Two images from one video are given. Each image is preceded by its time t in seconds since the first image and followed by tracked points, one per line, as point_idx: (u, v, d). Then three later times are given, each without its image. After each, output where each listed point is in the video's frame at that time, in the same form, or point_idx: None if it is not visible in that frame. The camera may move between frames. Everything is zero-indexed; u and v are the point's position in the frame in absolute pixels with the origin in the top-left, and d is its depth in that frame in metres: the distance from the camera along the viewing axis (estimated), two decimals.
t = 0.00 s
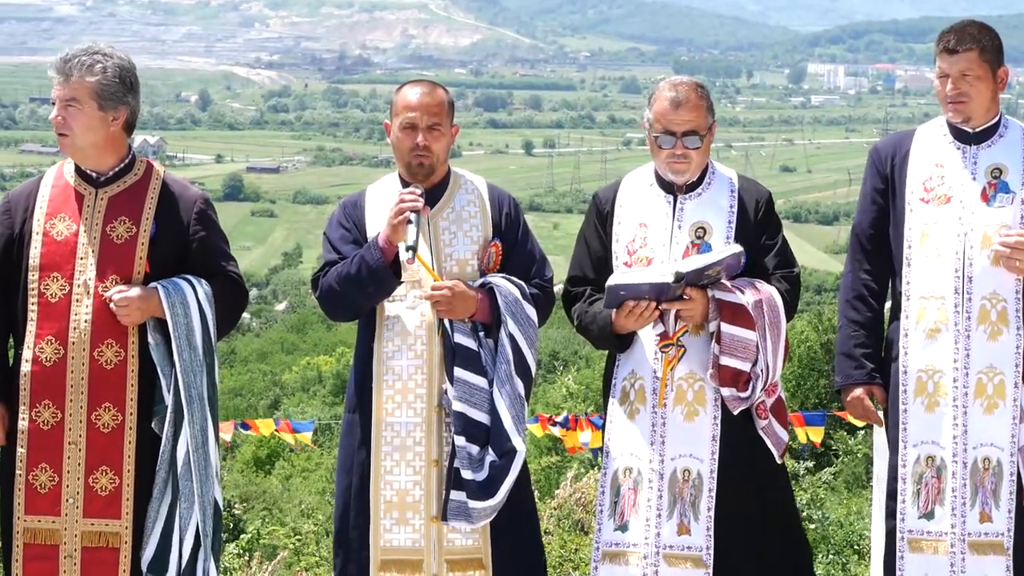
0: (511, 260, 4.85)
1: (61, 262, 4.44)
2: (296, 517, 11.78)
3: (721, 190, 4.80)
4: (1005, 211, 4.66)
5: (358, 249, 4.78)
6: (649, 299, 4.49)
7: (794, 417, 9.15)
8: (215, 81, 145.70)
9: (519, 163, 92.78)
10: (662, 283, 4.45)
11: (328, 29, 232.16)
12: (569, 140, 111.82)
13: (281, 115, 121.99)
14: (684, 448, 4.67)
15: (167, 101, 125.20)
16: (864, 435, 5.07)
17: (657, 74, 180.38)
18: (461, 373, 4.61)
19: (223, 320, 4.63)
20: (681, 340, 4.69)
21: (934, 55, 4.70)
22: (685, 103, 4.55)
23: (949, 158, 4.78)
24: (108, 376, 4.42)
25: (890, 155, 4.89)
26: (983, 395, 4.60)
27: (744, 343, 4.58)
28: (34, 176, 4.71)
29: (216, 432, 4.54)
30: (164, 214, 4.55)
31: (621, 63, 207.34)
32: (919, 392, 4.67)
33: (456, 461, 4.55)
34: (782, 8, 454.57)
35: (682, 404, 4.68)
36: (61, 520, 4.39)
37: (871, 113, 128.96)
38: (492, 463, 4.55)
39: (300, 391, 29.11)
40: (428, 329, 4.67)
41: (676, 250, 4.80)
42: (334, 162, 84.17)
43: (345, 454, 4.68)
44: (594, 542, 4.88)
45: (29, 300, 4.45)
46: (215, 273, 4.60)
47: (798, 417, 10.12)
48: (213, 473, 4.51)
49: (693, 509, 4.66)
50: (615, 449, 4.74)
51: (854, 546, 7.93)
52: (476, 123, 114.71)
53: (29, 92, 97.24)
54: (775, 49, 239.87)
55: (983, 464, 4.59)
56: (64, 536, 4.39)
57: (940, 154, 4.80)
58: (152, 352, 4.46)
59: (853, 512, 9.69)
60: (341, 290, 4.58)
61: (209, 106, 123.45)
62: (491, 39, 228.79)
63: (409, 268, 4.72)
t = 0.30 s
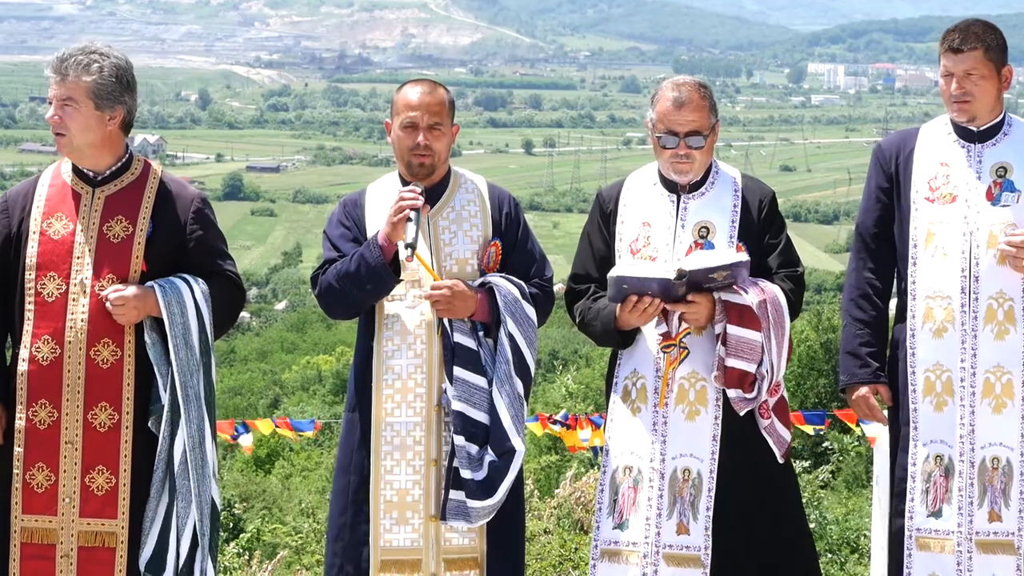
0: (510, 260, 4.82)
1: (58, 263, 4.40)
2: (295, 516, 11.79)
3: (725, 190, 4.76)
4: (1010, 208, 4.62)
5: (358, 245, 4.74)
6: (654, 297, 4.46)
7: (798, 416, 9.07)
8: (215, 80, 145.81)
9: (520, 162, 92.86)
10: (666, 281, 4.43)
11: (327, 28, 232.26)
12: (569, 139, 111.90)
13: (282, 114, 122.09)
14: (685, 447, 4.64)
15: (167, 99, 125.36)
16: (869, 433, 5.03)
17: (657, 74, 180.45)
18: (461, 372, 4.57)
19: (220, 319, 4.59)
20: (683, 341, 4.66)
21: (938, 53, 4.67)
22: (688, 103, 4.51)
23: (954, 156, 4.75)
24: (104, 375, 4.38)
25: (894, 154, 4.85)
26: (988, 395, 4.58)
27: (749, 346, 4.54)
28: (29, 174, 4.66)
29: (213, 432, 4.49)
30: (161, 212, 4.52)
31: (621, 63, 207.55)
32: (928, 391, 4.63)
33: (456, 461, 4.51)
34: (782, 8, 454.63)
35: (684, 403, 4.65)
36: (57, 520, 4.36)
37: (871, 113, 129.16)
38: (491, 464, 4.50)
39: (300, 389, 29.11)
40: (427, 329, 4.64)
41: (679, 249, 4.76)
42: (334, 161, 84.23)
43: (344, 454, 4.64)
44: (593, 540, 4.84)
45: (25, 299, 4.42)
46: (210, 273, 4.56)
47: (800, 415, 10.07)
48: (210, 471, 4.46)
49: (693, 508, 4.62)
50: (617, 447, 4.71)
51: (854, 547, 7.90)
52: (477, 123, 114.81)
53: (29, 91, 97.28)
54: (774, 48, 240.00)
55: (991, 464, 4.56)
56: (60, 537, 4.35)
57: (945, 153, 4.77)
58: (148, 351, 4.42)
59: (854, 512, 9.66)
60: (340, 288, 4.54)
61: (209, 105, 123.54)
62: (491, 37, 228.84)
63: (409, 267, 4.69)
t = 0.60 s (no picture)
0: (510, 258, 4.78)
1: (51, 260, 4.37)
2: (293, 515, 11.76)
3: (726, 189, 4.74)
4: (1013, 207, 4.59)
5: (357, 243, 4.71)
6: (655, 296, 4.44)
7: (796, 416, 9.02)
8: (213, 79, 145.69)
9: (518, 161, 92.80)
10: (665, 281, 4.41)
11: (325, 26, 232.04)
12: (566, 138, 111.87)
13: (280, 112, 122.01)
14: (686, 445, 4.61)
15: (164, 98, 125.28)
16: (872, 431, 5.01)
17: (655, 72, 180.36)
18: (458, 371, 4.54)
19: (213, 320, 4.56)
20: (684, 340, 4.63)
21: (941, 51, 4.64)
22: (689, 102, 4.49)
23: (957, 155, 4.73)
24: (96, 373, 4.35)
25: (897, 152, 4.83)
26: (992, 393, 4.54)
27: (751, 344, 4.51)
28: (24, 172, 4.64)
29: (207, 430, 4.46)
30: (154, 210, 4.48)
31: (619, 61, 207.48)
32: (930, 389, 4.60)
33: (452, 459, 4.49)
34: (780, 7, 454.52)
35: (684, 403, 4.62)
36: (47, 519, 4.32)
37: (869, 112, 129.22)
38: (487, 463, 4.47)
39: (298, 389, 29.07)
40: (425, 328, 4.61)
41: (681, 247, 4.73)
42: (332, 159, 84.15)
43: (339, 452, 4.61)
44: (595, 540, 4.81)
45: (17, 297, 4.39)
46: (204, 270, 4.52)
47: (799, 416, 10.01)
48: (203, 470, 4.43)
49: (694, 507, 4.59)
50: (616, 448, 4.68)
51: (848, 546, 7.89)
52: (476, 122, 114.76)
53: (27, 90, 97.17)
54: (772, 46, 239.93)
55: (992, 463, 4.53)
56: (52, 535, 4.32)
57: (947, 151, 4.74)
58: (140, 351, 4.40)
59: (851, 510, 9.64)
60: (338, 285, 4.52)
61: (207, 104, 123.43)
62: (489, 36, 228.79)
63: (406, 265, 4.66)
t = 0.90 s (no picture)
0: (507, 256, 4.76)
1: (43, 259, 4.36)
2: (288, 513, 11.73)
3: (725, 189, 4.73)
4: (1016, 207, 4.58)
5: (355, 241, 4.70)
6: (654, 296, 4.43)
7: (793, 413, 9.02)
8: (209, 79, 145.56)
9: (515, 160, 92.78)
10: (665, 280, 4.41)
11: (322, 24, 231.91)
12: (564, 137, 111.91)
13: (277, 111, 121.87)
14: (684, 445, 4.60)
15: (162, 98, 125.28)
16: (871, 429, 5.02)
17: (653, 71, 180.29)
18: (456, 370, 4.52)
19: (207, 321, 4.53)
20: (685, 336, 4.61)
21: (946, 48, 4.63)
22: (689, 101, 4.47)
23: (961, 152, 4.71)
24: (87, 371, 4.33)
25: (900, 149, 4.81)
26: (992, 392, 4.53)
27: (750, 342, 4.51)
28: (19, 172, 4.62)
29: (199, 427, 4.45)
30: (147, 206, 4.47)
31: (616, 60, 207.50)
32: (928, 385, 4.59)
33: (451, 460, 4.46)
34: (778, 6, 454.58)
35: (684, 401, 4.60)
36: (38, 518, 4.30)
37: (867, 110, 129.31)
38: (486, 463, 4.45)
39: (295, 388, 29.06)
40: (422, 328, 4.60)
41: (680, 246, 4.71)
42: (329, 157, 84.09)
43: (335, 451, 4.59)
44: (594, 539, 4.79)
45: (11, 294, 4.37)
46: (195, 271, 4.49)
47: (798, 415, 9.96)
48: (195, 468, 4.41)
49: (694, 506, 4.57)
50: (615, 447, 4.66)
51: (846, 550, 7.90)
52: (473, 122, 114.78)
53: (23, 89, 97.08)
54: (770, 45, 239.92)
55: (991, 461, 4.52)
56: (42, 535, 4.29)
57: (950, 150, 4.73)
58: (132, 349, 4.37)
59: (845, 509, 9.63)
60: (335, 284, 4.49)
61: (204, 103, 123.27)
62: (487, 36, 228.89)
63: (403, 266, 4.64)
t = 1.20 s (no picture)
0: (506, 254, 4.76)
1: (44, 254, 4.35)
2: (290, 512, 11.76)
3: (729, 187, 4.71)
4: None
5: (354, 241, 4.68)
6: (657, 296, 4.42)
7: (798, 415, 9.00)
8: (211, 78, 145.73)
9: (517, 159, 92.80)
10: (670, 282, 4.38)
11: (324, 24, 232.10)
12: (565, 136, 111.91)
13: (279, 110, 121.98)
14: (686, 445, 4.58)
15: (164, 97, 125.53)
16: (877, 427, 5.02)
17: (654, 71, 180.28)
18: (456, 369, 4.51)
19: (206, 315, 4.52)
20: (688, 336, 4.61)
21: (962, 48, 4.64)
22: (692, 101, 4.45)
23: (972, 150, 4.71)
24: (88, 367, 4.32)
25: (911, 149, 4.78)
26: (1003, 391, 4.51)
27: (753, 344, 4.49)
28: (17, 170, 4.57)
29: (200, 424, 4.44)
30: (146, 207, 4.44)
31: (618, 59, 207.51)
32: (939, 385, 4.58)
33: (452, 457, 4.45)
34: (779, 6, 454.42)
35: (685, 400, 4.60)
36: (35, 513, 4.29)
37: (868, 109, 129.24)
38: (486, 461, 4.44)
39: (296, 386, 29.13)
40: (423, 327, 4.58)
41: (683, 247, 4.70)
42: (331, 156, 84.13)
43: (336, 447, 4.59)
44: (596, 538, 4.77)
45: (11, 289, 4.37)
46: (194, 266, 4.48)
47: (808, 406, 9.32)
48: (196, 464, 4.40)
49: (695, 506, 4.55)
50: (617, 445, 4.65)
51: (847, 551, 7.93)
52: (474, 121, 114.82)
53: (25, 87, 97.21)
54: (772, 45, 239.83)
55: (1001, 461, 4.51)
56: (38, 528, 4.29)
57: (963, 149, 4.71)
58: (134, 345, 4.36)
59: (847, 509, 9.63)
60: (335, 283, 4.49)
61: (206, 102, 123.37)
62: (489, 34, 228.90)
63: (402, 264, 4.62)
